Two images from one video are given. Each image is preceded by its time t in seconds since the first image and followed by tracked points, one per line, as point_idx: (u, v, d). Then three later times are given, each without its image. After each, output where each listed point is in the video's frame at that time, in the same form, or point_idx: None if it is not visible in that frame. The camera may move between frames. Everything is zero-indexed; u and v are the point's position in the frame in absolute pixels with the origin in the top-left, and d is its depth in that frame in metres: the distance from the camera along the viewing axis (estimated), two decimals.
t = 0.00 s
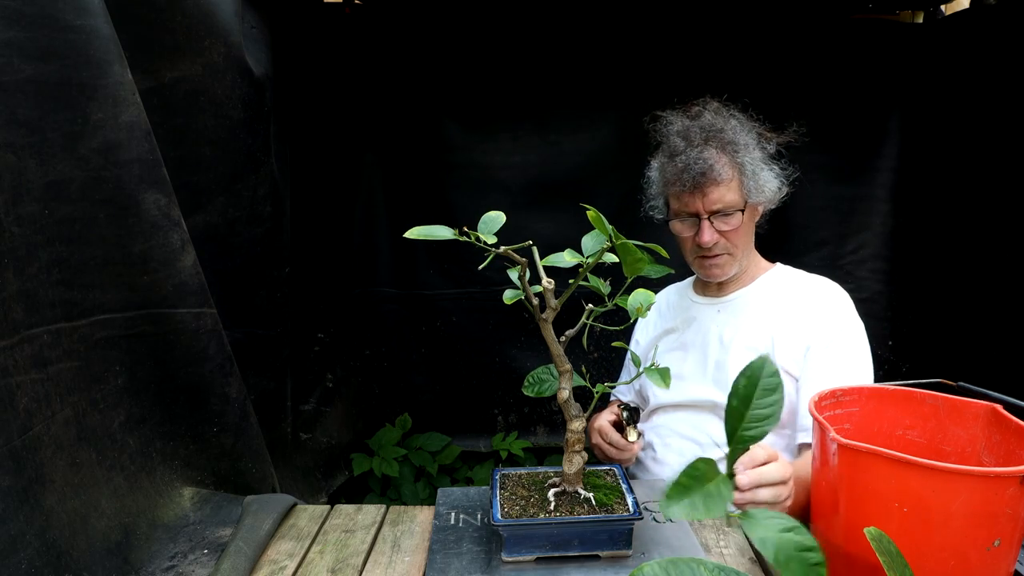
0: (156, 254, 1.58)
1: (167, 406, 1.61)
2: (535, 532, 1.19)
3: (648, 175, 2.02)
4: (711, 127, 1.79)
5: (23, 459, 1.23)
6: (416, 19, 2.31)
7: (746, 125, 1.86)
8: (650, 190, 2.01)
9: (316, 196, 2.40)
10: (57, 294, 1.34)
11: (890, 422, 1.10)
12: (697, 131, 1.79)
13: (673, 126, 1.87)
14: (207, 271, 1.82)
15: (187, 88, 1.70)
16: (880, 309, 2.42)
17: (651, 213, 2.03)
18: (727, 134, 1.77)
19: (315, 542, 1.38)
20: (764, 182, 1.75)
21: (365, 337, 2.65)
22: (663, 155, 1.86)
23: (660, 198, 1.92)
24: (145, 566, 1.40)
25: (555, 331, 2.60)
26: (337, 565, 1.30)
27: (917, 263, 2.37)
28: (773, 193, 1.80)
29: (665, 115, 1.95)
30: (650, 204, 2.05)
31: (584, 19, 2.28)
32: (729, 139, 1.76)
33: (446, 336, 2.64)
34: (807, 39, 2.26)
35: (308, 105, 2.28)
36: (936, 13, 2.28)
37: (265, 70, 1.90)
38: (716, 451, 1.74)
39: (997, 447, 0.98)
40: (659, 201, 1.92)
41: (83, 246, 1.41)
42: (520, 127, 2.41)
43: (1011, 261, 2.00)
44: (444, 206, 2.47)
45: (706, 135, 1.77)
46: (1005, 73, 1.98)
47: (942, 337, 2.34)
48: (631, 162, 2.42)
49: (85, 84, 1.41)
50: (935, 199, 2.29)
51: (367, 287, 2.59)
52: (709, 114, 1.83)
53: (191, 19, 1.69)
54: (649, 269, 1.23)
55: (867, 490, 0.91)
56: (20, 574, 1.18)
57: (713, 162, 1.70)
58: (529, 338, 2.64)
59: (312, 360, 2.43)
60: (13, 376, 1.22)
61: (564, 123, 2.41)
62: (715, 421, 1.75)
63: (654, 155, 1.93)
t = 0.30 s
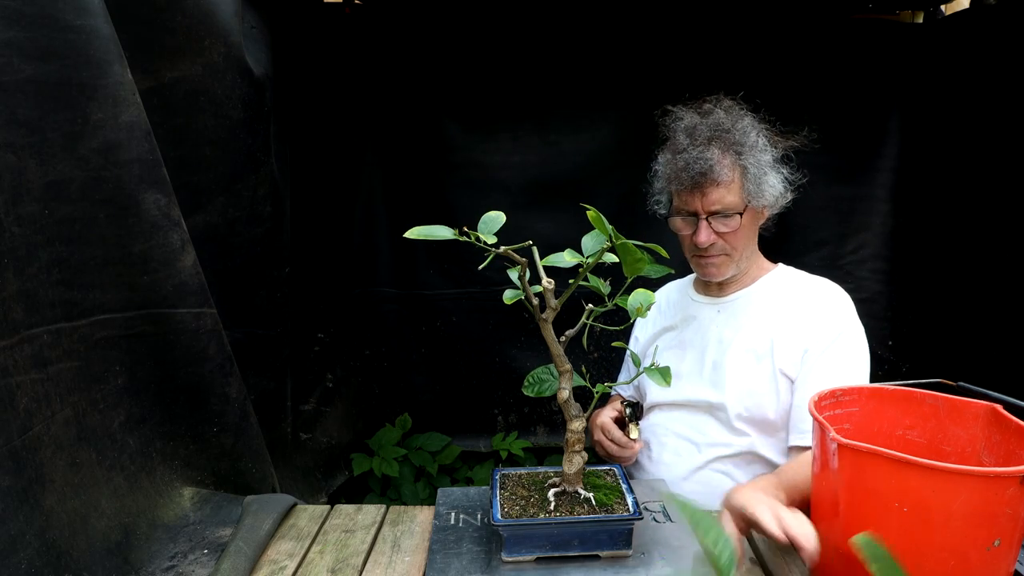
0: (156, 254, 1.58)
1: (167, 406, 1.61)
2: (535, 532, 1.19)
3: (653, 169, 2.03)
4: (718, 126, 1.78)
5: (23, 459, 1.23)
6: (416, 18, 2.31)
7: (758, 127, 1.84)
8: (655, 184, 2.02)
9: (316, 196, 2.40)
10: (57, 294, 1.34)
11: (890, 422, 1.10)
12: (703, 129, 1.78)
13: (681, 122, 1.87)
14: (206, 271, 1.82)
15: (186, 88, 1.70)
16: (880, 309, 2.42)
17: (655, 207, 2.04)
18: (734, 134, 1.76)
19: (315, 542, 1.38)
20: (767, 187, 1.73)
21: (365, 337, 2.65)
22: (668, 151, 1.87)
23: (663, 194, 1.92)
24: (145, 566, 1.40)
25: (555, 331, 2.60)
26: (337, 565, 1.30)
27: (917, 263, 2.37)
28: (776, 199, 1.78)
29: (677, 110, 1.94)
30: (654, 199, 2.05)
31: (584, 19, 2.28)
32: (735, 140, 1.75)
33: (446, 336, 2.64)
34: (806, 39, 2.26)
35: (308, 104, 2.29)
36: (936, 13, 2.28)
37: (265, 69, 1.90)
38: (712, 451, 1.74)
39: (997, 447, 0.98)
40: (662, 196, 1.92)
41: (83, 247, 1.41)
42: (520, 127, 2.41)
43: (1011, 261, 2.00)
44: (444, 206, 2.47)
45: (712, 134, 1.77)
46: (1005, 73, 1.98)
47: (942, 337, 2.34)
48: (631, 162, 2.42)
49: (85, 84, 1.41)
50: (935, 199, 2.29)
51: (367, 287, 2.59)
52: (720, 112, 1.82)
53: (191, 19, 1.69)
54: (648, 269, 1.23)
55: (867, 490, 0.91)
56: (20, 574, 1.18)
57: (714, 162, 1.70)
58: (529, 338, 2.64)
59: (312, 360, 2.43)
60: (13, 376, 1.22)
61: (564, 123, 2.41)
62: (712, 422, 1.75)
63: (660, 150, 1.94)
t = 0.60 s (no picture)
0: (156, 254, 1.58)
1: (167, 406, 1.61)
2: (535, 532, 1.19)
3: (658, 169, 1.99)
4: (721, 129, 1.74)
5: (23, 459, 1.23)
6: (416, 18, 2.32)
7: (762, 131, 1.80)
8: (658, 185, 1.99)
9: (316, 196, 2.41)
10: (57, 294, 1.34)
11: (890, 422, 1.10)
12: (706, 132, 1.74)
13: (685, 124, 1.83)
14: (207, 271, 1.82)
15: (187, 88, 1.71)
16: (880, 309, 2.42)
17: (657, 208, 2.01)
18: (737, 138, 1.72)
19: (315, 542, 1.38)
20: (768, 194, 1.70)
21: (365, 337, 2.65)
22: (670, 153, 1.83)
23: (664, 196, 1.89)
24: (146, 566, 1.40)
25: (555, 331, 2.60)
26: (337, 565, 1.30)
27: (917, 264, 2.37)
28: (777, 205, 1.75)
29: (682, 110, 1.90)
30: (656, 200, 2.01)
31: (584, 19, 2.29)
32: (738, 144, 1.71)
33: (446, 336, 2.64)
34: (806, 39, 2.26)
35: (308, 104, 2.29)
36: (936, 13, 2.29)
37: (265, 69, 1.90)
38: (716, 454, 1.72)
39: (997, 447, 0.98)
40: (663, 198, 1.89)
41: (83, 247, 1.41)
42: (520, 127, 2.41)
43: (1010, 261, 2.00)
44: (444, 206, 2.47)
45: (715, 137, 1.73)
46: (1004, 73, 1.98)
47: (942, 337, 2.34)
48: (631, 162, 2.42)
49: (85, 84, 1.41)
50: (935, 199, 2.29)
51: (367, 287, 2.59)
52: (725, 114, 1.77)
53: (191, 19, 1.69)
54: (649, 269, 1.23)
55: (866, 490, 0.91)
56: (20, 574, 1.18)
57: (715, 167, 1.66)
58: (529, 338, 2.64)
59: (312, 360, 2.43)
60: (13, 376, 1.22)
61: (564, 122, 2.41)
62: (716, 424, 1.73)
63: (664, 151, 1.90)
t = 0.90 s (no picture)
0: (156, 254, 1.58)
1: (167, 406, 1.61)
2: (537, 532, 1.19)
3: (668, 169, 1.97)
4: (730, 130, 1.71)
5: (23, 459, 1.23)
6: (416, 18, 2.32)
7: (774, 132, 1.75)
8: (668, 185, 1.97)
9: (316, 196, 2.41)
10: (57, 294, 1.34)
11: (890, 422, 1.10)
12: (715, 132, 1.71)
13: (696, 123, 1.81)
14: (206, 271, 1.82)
15: (187, 88, 1.71)
16: (881, 309, 2.42)
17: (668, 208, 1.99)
18: (746, 139, 1.68)
19: (315, 542, 1.38)
20: (776, 197, 1.65)
21: (365, 337, 2.65)
22: (679, 152, 1.81)
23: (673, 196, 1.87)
24: (145, 566, 1.40)
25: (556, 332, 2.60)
26: (337, 565, 1.30)
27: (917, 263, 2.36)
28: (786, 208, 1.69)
29: (693, 110, 1.88)
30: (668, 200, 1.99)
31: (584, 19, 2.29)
32: (747, 146, 1.67)
33: (446, 336, 2.64)
34: (806, 39, 2.26)
35: (308, 104, 2.29)
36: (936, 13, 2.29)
37: (265, 69, 1.90)
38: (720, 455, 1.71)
39: (997, 447, 0.98)
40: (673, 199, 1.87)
41: (83, 246, 1.41)
42: (520, 127, 2.41)
43: (1010, 260, 1.99)
44: (444, 206, 2.47)
45: (723, 138, 1.69)
46: (1004, 73, 1.98)
47: (943, 337, 2.33)
48: (631, 162, 2.42)
49: (85, 84, 1.41)
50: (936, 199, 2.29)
51: (367, 287, 2.59)
52: (737, 114, 1.73)
53: (191, 19, 1.69)
54: (647, 267, 1.22)
55: (866, 489, 0.91)
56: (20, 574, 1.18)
57: (720, 168, 1.63)
58: (529, 338, 2.64)
59: (311, 361, 2.43)
60: (13, 376, 1.22)
61: (564, 122, 2.41)
62: (722, 425, 1.73)
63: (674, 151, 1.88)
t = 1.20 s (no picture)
0: (156, 254, 1.58)
1: (167, 406, 1.61)
2: (546, 534, 1.19)
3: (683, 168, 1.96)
4: (746, 130, 1.66)
5: (23, 459, 1.23)
6: (416, 18, 2.32)
7: (793, 134, 1.68)
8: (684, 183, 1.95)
9: (316, 196, 2.41)
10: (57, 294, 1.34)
11: (890, 423, 1.10)
12: (729, 132, 1.67)
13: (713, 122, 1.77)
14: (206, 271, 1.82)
15: (187, 88, 1.71)
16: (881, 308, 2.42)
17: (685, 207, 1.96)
18: (761, 140, 1.63)
19: (315, 542, 1.38)
20: (786, 201, 1.59)
21: (365, 337, 2.65)
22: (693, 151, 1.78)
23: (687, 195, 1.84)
24: (145, 566, 1.40)
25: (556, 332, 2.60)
26: (337, 565, 1.30)
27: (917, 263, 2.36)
28: (800, 212, 1.63)
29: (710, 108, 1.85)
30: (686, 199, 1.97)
31: (584, 19, 2.29)
32: (760, 147, 1.62)
33: (446, 336, 2.64)
34: (806, 39, 2.26)
35: (308, 104, 2.29)
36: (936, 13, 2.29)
37: (266, 69, 1.90)
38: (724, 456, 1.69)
39: (997, 447, 0.98)
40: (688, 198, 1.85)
41: (83, 246, 1.41)
42: (520, 127, 2.41)
43: (1010, 260, 1.99)
44: (444, 206, 2.47)
45: (737, 138, 1.65)
46: (1004, 72, 1.98)
47: (943, 337, 2.33)
48: (631, 162, 2.42)
49: (85, 84, 1.41)
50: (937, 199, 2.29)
51: (367, 287, 2.59)
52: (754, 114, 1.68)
53: (191, 19, 1.69)
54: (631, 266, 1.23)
55: (866, 489, 0.91)
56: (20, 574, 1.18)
57: (729, 168, 1.60)
58: (529, 338, 2.64)
59: (312, 361, 2.43)
60: (13, 376, 1.22)
61: (564, 122, 2.41)
62: (728, 427, 1.71)
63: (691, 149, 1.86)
